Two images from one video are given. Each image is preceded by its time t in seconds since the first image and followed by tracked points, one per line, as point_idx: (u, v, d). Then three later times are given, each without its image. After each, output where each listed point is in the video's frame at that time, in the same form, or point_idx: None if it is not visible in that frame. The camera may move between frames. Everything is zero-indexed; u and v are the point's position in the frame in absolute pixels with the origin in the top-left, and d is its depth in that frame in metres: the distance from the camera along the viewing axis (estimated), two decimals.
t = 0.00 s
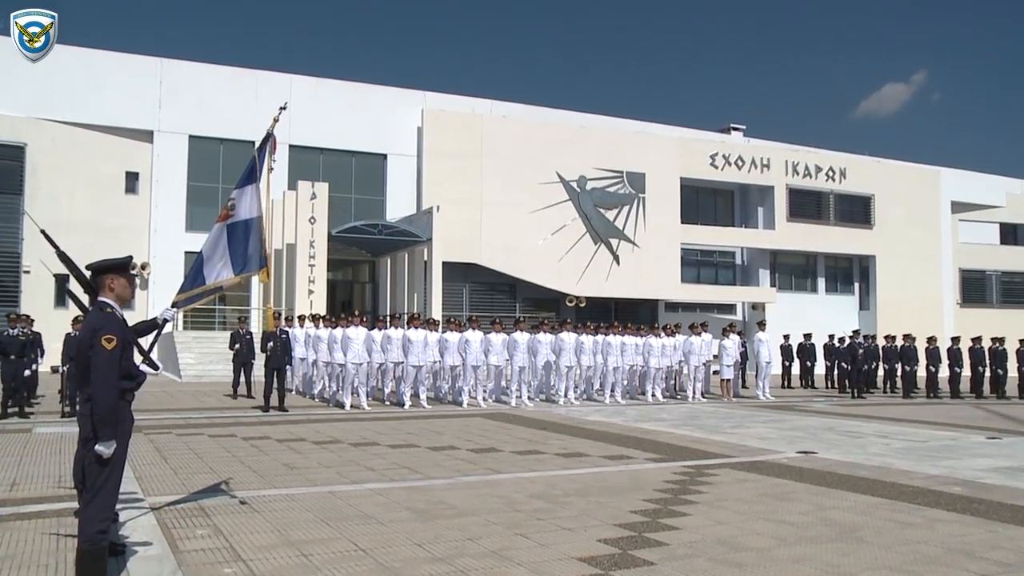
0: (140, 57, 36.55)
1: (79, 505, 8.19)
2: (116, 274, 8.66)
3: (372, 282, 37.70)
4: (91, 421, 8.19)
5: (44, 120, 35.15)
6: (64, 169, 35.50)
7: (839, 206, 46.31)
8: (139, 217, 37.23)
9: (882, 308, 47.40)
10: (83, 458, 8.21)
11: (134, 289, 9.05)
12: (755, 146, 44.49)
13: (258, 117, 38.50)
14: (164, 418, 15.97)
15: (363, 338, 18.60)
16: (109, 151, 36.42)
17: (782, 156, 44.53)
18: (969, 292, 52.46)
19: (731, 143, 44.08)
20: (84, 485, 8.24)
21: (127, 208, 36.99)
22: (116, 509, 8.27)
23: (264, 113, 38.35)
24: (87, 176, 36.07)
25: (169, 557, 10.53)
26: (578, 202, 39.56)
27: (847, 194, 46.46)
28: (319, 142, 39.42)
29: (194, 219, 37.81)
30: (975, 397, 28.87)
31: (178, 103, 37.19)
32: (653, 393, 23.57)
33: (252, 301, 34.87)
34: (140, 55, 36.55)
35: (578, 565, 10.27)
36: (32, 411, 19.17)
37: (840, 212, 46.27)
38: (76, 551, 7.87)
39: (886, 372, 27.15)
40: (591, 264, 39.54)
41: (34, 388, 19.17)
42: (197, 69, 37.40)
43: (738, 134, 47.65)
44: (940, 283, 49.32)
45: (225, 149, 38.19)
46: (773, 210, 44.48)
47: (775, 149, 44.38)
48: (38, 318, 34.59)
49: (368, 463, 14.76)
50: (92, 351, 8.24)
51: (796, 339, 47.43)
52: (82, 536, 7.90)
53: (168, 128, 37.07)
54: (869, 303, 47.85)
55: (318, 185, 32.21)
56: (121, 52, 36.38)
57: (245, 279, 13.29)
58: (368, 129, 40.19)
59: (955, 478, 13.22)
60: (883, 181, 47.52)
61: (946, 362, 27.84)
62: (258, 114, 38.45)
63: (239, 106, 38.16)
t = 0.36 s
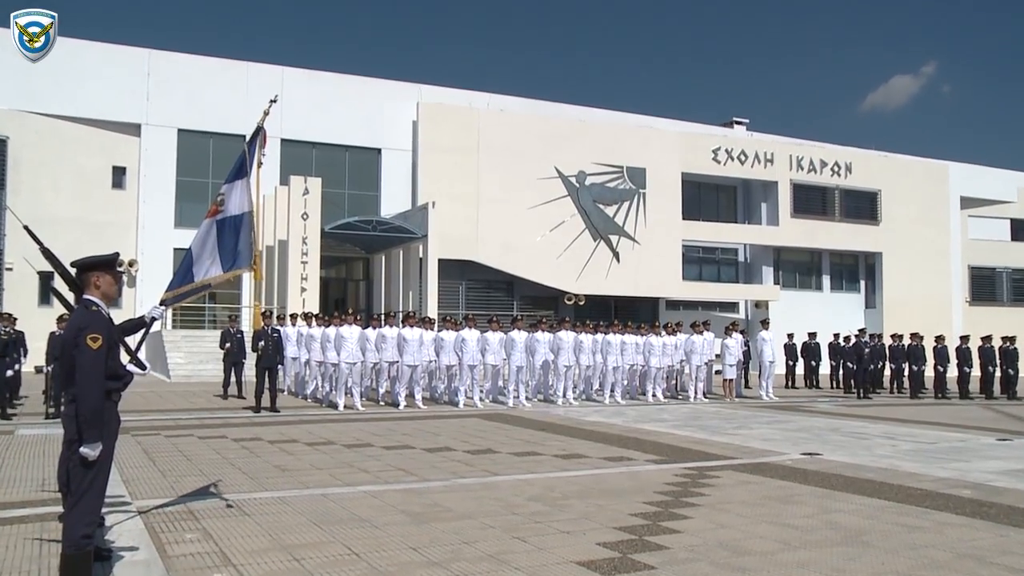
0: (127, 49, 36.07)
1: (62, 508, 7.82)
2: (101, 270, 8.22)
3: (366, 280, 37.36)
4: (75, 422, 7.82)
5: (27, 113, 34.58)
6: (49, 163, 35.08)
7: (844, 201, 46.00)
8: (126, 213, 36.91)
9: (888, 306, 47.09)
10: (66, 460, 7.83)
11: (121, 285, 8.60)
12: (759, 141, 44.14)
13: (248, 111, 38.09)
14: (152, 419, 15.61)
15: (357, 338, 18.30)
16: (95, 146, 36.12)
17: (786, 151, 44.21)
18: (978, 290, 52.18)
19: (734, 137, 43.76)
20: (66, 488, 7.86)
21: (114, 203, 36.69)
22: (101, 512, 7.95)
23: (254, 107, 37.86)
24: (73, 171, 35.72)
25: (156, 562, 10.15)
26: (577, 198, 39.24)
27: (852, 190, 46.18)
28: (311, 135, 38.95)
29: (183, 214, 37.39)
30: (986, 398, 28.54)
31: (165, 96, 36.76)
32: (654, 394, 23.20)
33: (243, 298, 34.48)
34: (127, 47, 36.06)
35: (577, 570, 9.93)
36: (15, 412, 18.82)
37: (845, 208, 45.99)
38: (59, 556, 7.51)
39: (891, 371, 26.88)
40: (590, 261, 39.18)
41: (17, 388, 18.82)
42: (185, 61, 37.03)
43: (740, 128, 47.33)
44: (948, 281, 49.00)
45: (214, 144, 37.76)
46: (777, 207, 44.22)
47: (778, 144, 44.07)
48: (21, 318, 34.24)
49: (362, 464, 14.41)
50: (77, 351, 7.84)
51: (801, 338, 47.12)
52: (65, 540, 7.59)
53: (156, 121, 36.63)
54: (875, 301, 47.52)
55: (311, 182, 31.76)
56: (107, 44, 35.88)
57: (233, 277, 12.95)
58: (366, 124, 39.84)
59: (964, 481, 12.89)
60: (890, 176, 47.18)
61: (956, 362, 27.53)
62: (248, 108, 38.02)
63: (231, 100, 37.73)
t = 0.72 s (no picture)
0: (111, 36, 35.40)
1: (42, 512, 7.46)
2: (85, 267, 7.89)
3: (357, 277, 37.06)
4: (56, 422, 7.44)
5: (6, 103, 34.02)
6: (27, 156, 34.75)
7: (847, 196, 45.68)
8: (109, 208, 36.38)
9: (891, 303, 46.72)
10: (47, 462, 7.47)
11: (103, 282, 8.27)
12: (761, 134, 43.77)
13: (236, 103, 37.49)
14: (137, 420, 15.27)
15: (347, 336, 18.09)
16: (77, 138, 35.67)
17: (788, 145, 43.88)
18: (985, 286, 51.86)
19: (736, 131, 43.41)
20: (47, 491, 7.50)
21: (97, 197, 36.18)
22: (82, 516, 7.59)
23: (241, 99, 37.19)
24: (52, 164, 35.41)
25: (140, 567, 9.75)
26: (573, 193, 38.93)
27: (856, 184, 45.81)
28: (301, 128, 38.44)
29: (169, 210, 36.80)
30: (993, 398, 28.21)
31: (150, 86, 36.06)
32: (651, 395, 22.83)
33: (230, 296, 34.03)
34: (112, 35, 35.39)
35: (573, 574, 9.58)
36: None
37: (848, 203, 45.64)
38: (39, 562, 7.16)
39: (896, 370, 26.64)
40: (586, 258, 38.79)
41: None
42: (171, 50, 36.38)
43: (742, 121, 46.95)
44: (954, 276, 48.66)
45: (202, 135, 37.19)
46: (779, 201, 43.90)
47: (780, 137, 43.72)
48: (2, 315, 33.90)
49: (354, 466, 14.05)
50: (58, 349, 7.48)
51: (804, 336, 46.78)
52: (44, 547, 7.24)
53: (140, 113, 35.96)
54: (879, 298, 47.16)
55: (301, 176, 31.46)
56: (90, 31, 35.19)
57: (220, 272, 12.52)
58: (359, 116, 39.40)
59: (971, 483, 12.57)
60: (895, 170, 46.84)
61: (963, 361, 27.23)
62: (234, 101, 37.43)
63: (216, 93, 37.12)
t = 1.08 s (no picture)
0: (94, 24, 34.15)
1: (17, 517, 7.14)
2: (62, 263, 7.46)
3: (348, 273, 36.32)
4: (31, 425, 7.09)
5: None
6: None
7: (852, 190, 45.14)
8: (89, 202, 35.12)
9: (898, 300, 46.34)
10: (23, 465, 7.14)
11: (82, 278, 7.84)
12: (763, 127, 43.32)
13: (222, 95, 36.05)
14: (119, 422, 14.95)
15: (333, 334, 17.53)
16: (54, 129, 34.34)
17: (791, 138, 43.44)
18: (995, 284, 51.34)
19: (738, 123, 42.99)
20: (22, 495, 7.18)
21: (76, 191, 34.91)
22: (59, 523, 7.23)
23: (225, 89, 35.83)
24: (27, 156, 34.12)
25: None
26: (571, 187, 38.49)
27: (863, 177, 45.26)
28: (290, 120, 37.12)
29: (150, 204, 35.59)
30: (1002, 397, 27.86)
31: (132, 75, 34.77)
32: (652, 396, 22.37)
33: (215, 293, 33.41)
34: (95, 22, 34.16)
35: None
36: None
37: (854, 197, 45.12)
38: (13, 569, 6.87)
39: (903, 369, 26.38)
40: (582, 257, 38.31)
41: None
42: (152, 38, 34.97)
43: (745, 113, 46.44)
44: (964, 271, 48.04)
45: (186, 127, 35.89)
46: (782, 197, 43.43)
47: (783, 129, 43.29)
48: None
49: (343, 468, 13.58)
50: (35, 350, 7.10)
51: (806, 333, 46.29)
52: (18, 554, 6.90)
53: (121, 104, 34.67)
54: (886, 296, 46.74)
55: (289, 169, 30.66)
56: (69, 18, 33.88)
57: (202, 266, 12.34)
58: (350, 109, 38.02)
59: (981, 487, 12.15)
60: (902, 162, 46.35)
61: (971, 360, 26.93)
62: (220, 91, 36.15)
63: (202, 80, 35.86)
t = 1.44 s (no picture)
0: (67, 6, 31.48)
1: None
2: (37, 258, 7.04)
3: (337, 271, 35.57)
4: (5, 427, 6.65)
5: None
6: None
7: (860, 183, 42.85)
8: (67, 195, 32.23)
9: (907, 298, 43.76)
10: None
11: (58, 274, 7.41)
12: (766, 118, 41.22)
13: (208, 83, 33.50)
14: (99, 424, 14.59)
15: (320, 332, 17.02)
16: (28, 118, 31.52)
17: (796, 130, 41.30)
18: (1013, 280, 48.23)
19: (741, 115, 40.96)
20: None
21: (53, 183, 32.01)
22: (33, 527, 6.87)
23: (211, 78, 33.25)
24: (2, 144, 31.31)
25: None
26: (568, 181, 36.91)
27: (870, 170, 43.01)
28: (273, 110, 34.50)
29: (134, 197, 32.93)
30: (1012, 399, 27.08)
31: (110, 63, 32.17)
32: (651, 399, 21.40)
33: (200, 290, 31.92)
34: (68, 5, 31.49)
35: None
36: None
37: (862, 191, 42.84)
38: None
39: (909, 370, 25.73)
40: (580, 252, 36.92)
41: None
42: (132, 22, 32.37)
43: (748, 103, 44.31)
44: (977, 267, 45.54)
45: (168, 118, 33.31)
46: (786, 190, 41.22)
47: (788, 120, 41.15)
48: None
49: (333, 472, 13.12)
50: (9, 348, 6.65)
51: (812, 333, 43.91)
52: None
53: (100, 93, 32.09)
54: (893, 293, 44.16)
55: (275, 161, 28.74)
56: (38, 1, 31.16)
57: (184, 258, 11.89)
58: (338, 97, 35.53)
59: (992, 492, 11.75)
60: (910, 154, 43.92)
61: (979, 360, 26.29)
62: (207, 79, 33.47)
63: (186, 64, 33.24)
